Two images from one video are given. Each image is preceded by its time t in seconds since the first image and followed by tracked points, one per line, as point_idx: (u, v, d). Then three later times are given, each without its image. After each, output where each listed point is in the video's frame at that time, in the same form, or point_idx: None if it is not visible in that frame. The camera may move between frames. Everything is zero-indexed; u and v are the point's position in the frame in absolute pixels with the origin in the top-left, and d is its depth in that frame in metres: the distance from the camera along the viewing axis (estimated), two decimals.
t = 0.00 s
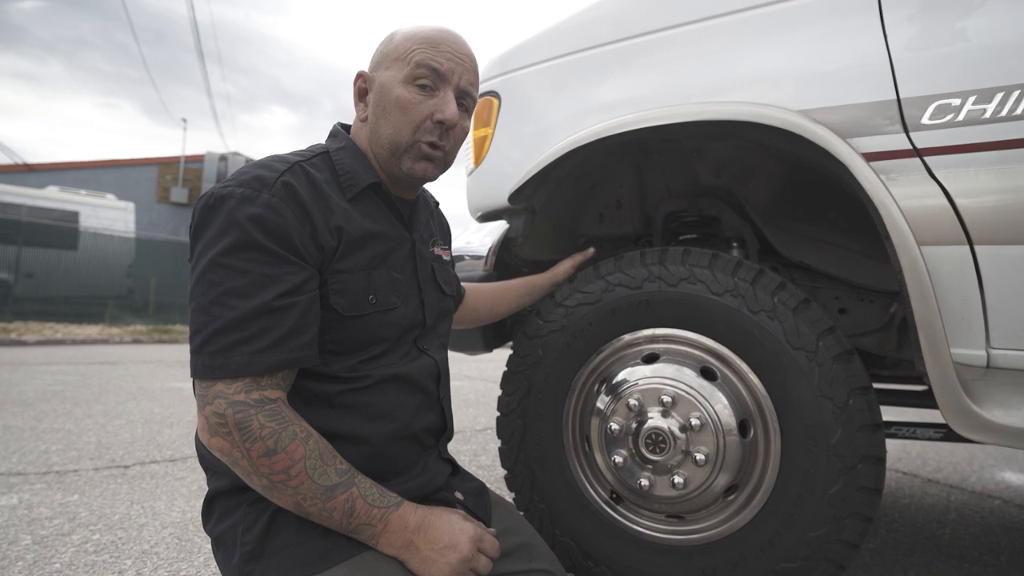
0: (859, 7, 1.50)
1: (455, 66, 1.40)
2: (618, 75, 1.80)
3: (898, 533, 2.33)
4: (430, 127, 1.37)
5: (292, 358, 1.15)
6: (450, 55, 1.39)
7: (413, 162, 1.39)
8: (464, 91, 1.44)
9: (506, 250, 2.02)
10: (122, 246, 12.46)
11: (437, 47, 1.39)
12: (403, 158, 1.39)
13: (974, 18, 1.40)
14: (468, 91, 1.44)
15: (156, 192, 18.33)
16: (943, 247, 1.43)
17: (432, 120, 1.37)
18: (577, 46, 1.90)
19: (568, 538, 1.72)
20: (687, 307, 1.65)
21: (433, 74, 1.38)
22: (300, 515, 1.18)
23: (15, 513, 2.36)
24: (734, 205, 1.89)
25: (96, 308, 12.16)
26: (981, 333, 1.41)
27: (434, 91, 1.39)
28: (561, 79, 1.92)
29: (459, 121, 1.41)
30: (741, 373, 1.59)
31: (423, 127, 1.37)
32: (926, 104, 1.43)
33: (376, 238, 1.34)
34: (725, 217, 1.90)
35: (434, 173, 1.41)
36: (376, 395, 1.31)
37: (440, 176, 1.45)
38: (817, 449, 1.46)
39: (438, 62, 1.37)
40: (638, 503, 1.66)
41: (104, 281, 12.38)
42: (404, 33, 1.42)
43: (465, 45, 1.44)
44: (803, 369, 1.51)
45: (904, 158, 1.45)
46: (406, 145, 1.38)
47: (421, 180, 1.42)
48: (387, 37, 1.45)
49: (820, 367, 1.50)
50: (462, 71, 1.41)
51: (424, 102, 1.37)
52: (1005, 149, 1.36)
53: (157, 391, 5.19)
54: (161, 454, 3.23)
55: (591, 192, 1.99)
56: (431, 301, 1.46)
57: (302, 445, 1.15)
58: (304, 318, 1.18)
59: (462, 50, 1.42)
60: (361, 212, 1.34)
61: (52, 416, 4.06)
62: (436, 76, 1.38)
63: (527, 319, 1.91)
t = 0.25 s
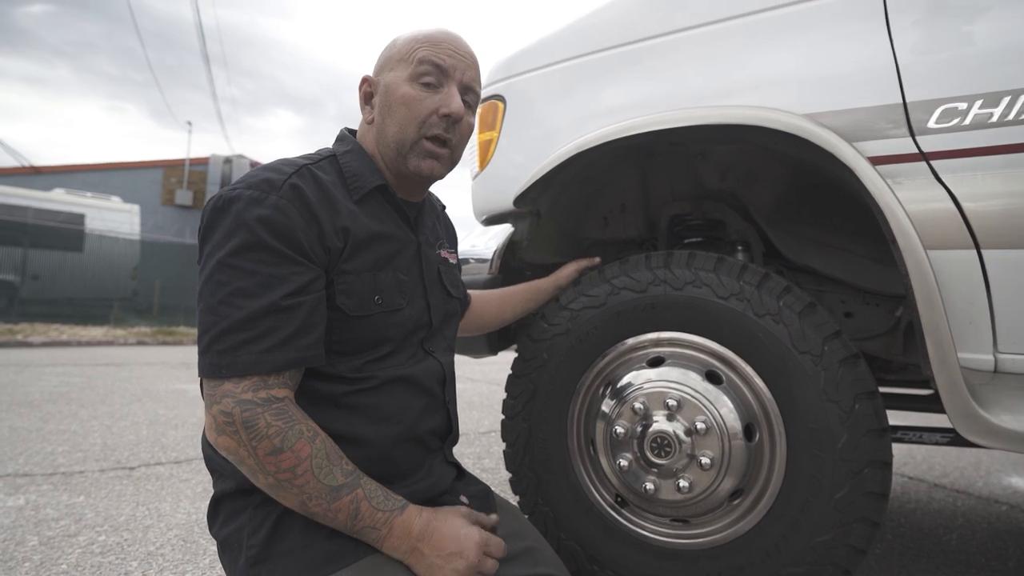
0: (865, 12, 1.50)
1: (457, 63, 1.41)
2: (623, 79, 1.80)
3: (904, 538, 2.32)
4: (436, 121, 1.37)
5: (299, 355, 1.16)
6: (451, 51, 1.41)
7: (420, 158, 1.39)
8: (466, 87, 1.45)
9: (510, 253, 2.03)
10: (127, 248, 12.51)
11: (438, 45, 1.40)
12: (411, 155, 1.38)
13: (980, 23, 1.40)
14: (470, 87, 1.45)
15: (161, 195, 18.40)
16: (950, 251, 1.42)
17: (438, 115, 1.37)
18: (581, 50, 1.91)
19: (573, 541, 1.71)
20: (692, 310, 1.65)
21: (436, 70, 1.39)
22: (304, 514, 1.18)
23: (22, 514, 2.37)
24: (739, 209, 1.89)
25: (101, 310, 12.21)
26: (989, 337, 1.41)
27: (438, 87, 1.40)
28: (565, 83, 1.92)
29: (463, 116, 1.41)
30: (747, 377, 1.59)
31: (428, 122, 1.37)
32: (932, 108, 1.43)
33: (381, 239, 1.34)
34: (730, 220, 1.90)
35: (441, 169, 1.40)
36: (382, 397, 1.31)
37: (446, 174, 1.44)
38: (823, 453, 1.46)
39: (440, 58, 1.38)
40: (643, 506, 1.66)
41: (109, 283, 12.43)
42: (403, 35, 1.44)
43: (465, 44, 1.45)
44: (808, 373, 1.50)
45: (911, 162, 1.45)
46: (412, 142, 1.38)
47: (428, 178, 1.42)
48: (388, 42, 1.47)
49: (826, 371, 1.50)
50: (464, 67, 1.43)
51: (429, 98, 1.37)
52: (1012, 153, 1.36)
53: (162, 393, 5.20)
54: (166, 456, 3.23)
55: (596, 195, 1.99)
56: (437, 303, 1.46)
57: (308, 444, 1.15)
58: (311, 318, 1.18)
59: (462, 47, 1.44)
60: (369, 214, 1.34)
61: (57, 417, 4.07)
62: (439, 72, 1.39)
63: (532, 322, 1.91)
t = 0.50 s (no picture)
0: (867, 14, 1.50)
1: (446, 54, 1.43)
2: (625, 80, 1.80)
3: (905, 539, 2.32)
4: (431, 110, 1.38)
5: (283, 346, 1.16)
6: (439, 44, 1.43)
7: (420, 148, 1.39)
8: (458, 77, 1.47)
9: (511, 253, 2.03)
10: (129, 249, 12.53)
11: (426, 39, 1.43)
12: (411, 147, 1.39)
13: (982, 24, 1.40)
14: (462, 76, 1.47)
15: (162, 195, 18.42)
16: (952, 252, 1.43)
17: (432, 104, 1.38)
18: (582, 51, 1.91)
19: (574, 542, 1.72)
20: (693, 311, 1.65)
21: (426, 63, 1.41)
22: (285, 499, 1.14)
23: (24, 514, 2.37)
24: (740, 210, 1.89)
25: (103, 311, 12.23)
26: (991, 339, 1.42)
27: (429, 78, 1.41)
28: (567, 85, 1.93)
29: (458, 105, 1.42)
30: (748, 378, 1.59)
31: (424, 111, 1.38)
32: (934, 110, 1.43)
33: (379, 237, 1.35)
34: (732, 221, 1.90)
35: (441, 157, 1.41)
36: (381, 395, 1.32)
37: (446, 163, 1.45)
38: (824, 454, 1.46)
39: (429, 50, 1.41)
40: (644, 507, 1.66)
41: (110, 284, 12.45)
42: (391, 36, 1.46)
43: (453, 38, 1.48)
44: (810, 374, 1.51)
45: (913, 164, 1.45)
46: (410, 133, 1.39)
47: (429, 168, 1.42)
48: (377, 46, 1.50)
49: (827, 372, 1.50)
50: (453, 58, 1.45)
51: (422, 89, 1.39)
52: (1013, 154, 1.36)
53: (163, 394, 5.21)
54: (168, 456, 3.24)
55: (598, 197, 1.99)
56: (436, 303, 1.47)
57: (273, 425, 1.11)
58: (295, 311, 1.18)
59: (449, 40, 1.46)
60: (366, 212, 1.35)
61: (59, 417, 4.08)
62: (430, 64, 1.41)
63: (534, 324, 1.91)
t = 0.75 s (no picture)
0: (867, 13, 1.51)
1: (426, 45, 1.43)
2: (625, 79, 1.81)
3: (905, 537, 2.33)
4: (416, 99, 1.38)
5: (254, 339, 1.17)
6: (418, 37, 1.43)
7: (410, 140, 1.39)
8: (442, 66, 1.46)
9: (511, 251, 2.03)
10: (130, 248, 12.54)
11: (405, 33, 1.43)
12: (401, 140, 1.39)
13: (982, 23, 1.40)
14: (445, 65, 1.46)
15: (163, 194, 18.42)
16: (952, 252, 1.43)
17: (417, 93, 1.38)
18: (581, 50, 1.92)
19: (574, 539, 1.72)
20: (692, 309, 1.66)
21: (406, 56, 1.41)
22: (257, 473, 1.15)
23: (26, 512, 2.38)
24: (740, 209, 1.90)
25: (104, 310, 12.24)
26: (990, 338, 1.42)
27: (412, 71, 1.41)
28: (567, 84, 1.93)
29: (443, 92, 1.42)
30: (748, 377, 1.59)
31: (409, 101, 1.38)
32: (934, 109, 1.43)
33: (371, 234, 1.35)
34: (732, 220, 1.90)
35: (433, 144, 1.40)
36: (379, 392, 1.32)
37: (440, 151, 1.44)
38: (823, 453, 1.47)
39: (408, 43, 1.41)
40: (644, 505, 1.66)
41: (111, 283, 12.46)
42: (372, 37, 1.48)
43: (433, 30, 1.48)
44: (810, 373, 1.51)
45: (913, 163, 1.45)
46: (398, 125, 1.38)
47: (423, 158, 1.41)
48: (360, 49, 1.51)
49: (827, 371, 1.50)
50: (434, 48, 1.44)
51: (405, 81, 1.39)
52: (1013, 154, 1.36)
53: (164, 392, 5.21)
54: (170, 454, 3.25)
55: (598, 196, 1.99)
56: (432, 298, 1.47)
57: (233, 402, 1.11)
58: (270, 307, 1.18)
59: (428, 32, 1.47)
60: (359, 208, 1.36)
61: (60, 416, 4.09)
62: (410, 56, 1.41)
63: (535, 322, 1.92)
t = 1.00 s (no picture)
0: (870, 8, 1.50)
1: (410, 40, 1.41)
2: (626, 76, 1.80)
3: (906, 534, 2.33)
4: (403, 100, 1.37)
5: (264, 344, 1.17)
6: (402, 31, 1.41)
7: (399, 140, 1.38)
8: (427, 60, 1.44)
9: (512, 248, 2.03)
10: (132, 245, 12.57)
11: (388, 28, 1.41)
12: (390, 140, 1.38)
13: (985, 19, 1.40)
14: (431, 58, 1.44)
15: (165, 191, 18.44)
16: (955, 248, 1.42)
17: (403, 93, 1.37)
18: (582, 47, 1.91)
19: (576, 536, 1.72)
20: (693, 306, 1.66)
21: (391, 53, 1.39)
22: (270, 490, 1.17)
23: (30, 508, 2.39)
24: (742, 205, 1.89)
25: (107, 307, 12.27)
26: (992, 334, 1.41)
27: (397, 67, 1.39)
28: (568, 81, 1.93)
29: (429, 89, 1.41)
30: (749, 373, 1.59)
31: (396, 102, 1.37)
32: (936, 104, 1.42)
33: (368, 231, 1.35)
34: (733, 217, 1.90)
35: (421, 145, 1.40)
36: (379, 389, 1.32)
37: (428, 150, 1.44)
38: (824, 449, 1.47)
39: (392, 39, 1.39)
40: (645, 502, 1.66)
41: (114, 280, 12.49)
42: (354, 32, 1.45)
43: (418, 23, 1.46)
44: (811, 370, 1.51)
45: (916, 159, 1.45)
46: (386, 127, 1.38)
47: (412, 159, 1.42)
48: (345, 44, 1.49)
49: (828, 367, 1.50)
50: (418, 42, 1.42)
51: (391, 81, 1.37)
52: (1016, 149, 1.36)
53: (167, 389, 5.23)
54: (173, 451, 3.26)
55: (599, 192, 1.99)
56: (430, 293, 1.47)
57: (252, 425, 1.12)
58: (278, 311, 1.19)
59: (411, 25, 1.44)
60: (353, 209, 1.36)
61: (64, 413, 4.10)
62: (395, 53, 1.39)
63: (536, 319, 1.92)
